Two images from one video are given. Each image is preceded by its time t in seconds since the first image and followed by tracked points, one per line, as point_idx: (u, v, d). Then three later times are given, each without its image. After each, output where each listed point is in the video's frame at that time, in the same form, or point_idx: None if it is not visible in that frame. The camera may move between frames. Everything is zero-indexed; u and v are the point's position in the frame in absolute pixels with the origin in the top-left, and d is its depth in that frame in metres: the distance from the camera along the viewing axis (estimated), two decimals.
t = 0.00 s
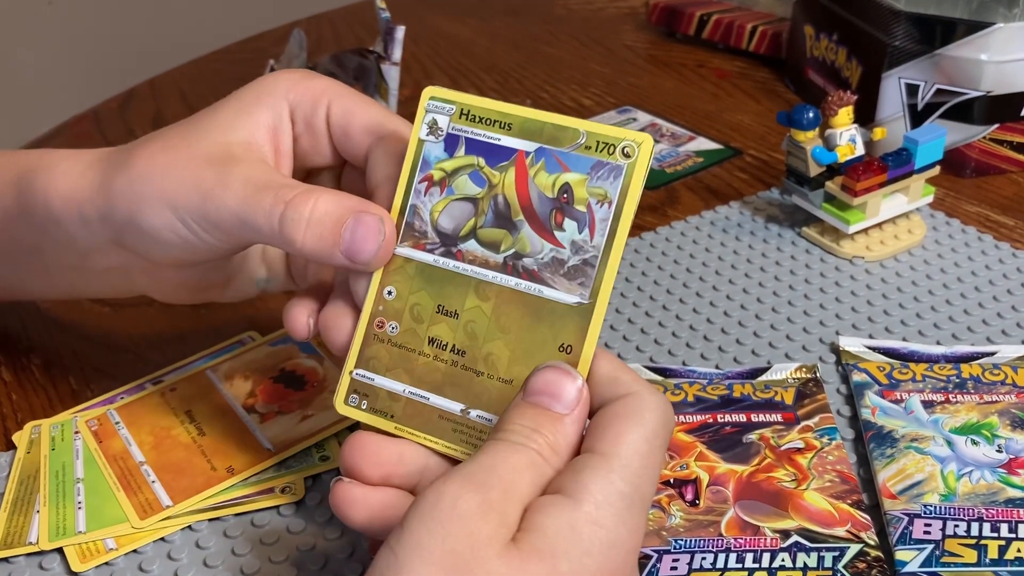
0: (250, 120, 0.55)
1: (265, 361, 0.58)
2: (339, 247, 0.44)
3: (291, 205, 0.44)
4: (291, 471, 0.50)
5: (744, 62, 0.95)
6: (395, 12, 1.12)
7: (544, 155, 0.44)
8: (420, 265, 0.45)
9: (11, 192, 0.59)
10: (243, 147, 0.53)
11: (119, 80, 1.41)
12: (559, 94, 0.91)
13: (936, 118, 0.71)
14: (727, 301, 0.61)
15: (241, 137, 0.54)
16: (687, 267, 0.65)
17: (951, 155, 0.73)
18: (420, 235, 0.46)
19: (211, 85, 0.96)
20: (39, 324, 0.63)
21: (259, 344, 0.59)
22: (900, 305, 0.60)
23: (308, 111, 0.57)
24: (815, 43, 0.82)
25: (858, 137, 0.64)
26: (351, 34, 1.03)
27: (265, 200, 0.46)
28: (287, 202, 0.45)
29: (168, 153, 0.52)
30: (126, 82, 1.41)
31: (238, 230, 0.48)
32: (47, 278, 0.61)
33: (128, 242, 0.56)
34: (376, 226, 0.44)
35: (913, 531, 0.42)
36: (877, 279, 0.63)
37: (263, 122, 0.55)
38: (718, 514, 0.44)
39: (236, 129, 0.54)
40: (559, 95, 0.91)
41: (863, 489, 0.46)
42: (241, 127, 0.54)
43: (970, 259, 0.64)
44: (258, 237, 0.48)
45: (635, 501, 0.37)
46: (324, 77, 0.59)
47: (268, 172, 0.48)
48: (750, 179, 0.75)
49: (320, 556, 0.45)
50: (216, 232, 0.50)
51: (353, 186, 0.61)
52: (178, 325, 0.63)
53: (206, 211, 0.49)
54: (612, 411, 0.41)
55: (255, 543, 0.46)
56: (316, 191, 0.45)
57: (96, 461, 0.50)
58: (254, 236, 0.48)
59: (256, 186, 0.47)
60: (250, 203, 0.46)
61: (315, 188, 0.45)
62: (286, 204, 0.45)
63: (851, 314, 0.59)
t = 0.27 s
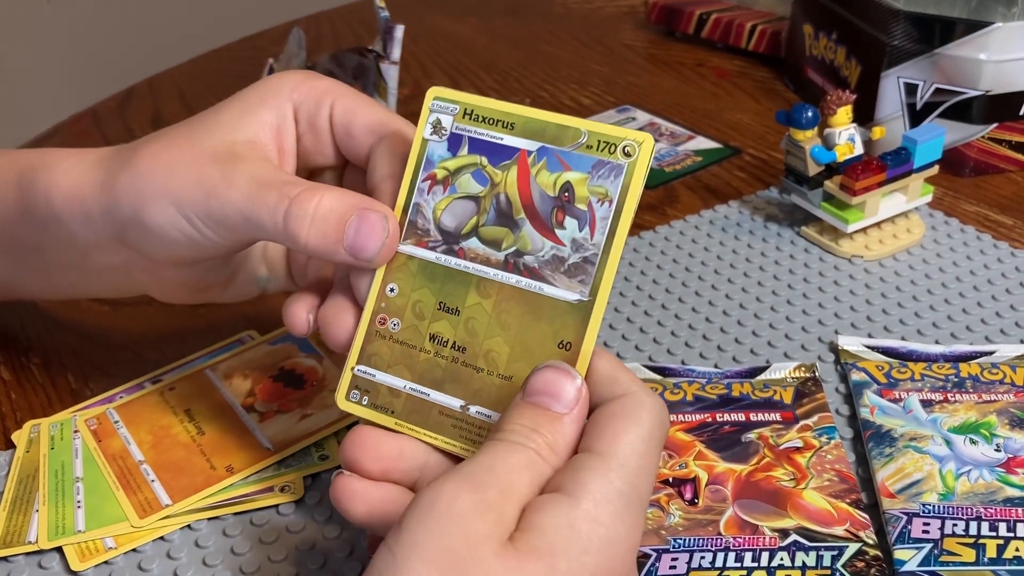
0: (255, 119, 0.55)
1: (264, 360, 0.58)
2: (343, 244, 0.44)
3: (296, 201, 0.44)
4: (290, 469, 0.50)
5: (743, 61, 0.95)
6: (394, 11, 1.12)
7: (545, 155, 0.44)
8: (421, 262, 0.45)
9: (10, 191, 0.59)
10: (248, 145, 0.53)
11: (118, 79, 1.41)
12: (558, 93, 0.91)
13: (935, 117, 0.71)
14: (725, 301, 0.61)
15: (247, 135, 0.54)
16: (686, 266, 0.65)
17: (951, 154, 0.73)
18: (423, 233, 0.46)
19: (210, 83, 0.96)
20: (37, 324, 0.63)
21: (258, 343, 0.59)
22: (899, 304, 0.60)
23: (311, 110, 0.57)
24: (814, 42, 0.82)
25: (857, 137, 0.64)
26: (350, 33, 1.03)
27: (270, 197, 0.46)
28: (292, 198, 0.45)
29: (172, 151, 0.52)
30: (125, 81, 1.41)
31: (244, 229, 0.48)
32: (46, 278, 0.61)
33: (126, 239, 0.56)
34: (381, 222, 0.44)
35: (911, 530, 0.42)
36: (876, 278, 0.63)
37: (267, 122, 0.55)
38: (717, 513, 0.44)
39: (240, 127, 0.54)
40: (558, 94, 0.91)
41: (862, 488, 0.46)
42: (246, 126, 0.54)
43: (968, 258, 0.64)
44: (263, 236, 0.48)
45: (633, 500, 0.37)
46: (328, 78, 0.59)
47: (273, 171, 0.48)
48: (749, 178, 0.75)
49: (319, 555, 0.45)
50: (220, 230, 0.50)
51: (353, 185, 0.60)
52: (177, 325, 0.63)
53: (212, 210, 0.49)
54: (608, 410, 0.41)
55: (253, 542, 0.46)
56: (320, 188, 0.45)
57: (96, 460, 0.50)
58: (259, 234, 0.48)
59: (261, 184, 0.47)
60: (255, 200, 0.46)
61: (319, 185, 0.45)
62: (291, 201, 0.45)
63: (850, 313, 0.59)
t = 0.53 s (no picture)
0: (256, 112, 0.54)
1: (264, 357, 0.58)
2: (343, 238, 0.44)
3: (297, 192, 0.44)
4: (290, 466, 0.50)
5: (743, 58, 0.95)
6: (393, 8, 1.12)
7: (544, 149, 0.43)
8: (420, 255, 0.45)
9: (8, 187, 0.59)
10: (250, 140, 0.52)
11: (116, 76, 1.40)
12: (558, 90, 0.91)
13: (935, 114, 0.71)
14: (726, 298, 0.61)
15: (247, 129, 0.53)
16: (687, 263, 0.65)
17: (951, 151, 0.73)
18: (422, 226, 0.46)
19: (209, 80, 0.96)
20: (36, 320, 0.63)
21: (258, 340, 0.59)
22: (900, 301, 0.60)
23: (313, 105, 0.57)
24: (815, 39, 0.82)
25: (858, 133, 0.64)
26: (350, 30, 1.02)
27: (270, 188, 0.45)
28: (292, 189, 0.44)
29: (173, 143, 0.51)
30: (124, 79, 1.41)
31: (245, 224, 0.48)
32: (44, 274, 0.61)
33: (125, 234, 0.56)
34: (382, 215, 0.44)
35: (913, 527, 0.42)
36: (877, 275, 0.63)
37: (268, 115, 0.55)
38: (718, 510, 0.44)
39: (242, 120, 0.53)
40: (558, 91, 0.91)
41: (864, 485, 0.46)
42: (247, 120, 0.53)
43: (969, 255, 0.64)
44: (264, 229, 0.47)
45: (634, 496, 0.37)
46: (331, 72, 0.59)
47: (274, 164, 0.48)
48: (750, 175, 0.75)
49: (319, 552, 0.44)
50: (221, 223, 0.50)
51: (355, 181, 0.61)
52: (176, 322, 0.63)
53: (212, 202, 0.48)
54: (602, 411, 0.41)
55: (253, 539, 0.46)
56: (322, 180, 0.44)
57: (95, 457, 0.50)
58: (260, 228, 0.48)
59: (261, 176, 0.46)
60: (256, 192, 0.46)
61: (320, 177, 0.45)
62: (292, 192, 0.44)
63: (851, 311, 0.59)
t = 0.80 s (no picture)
0: (254, 107, 0.54)
1: (264, 353, 0.57)
2: (345, 233, 0.44)
3: (298, 187, 0.44)
4: (290, 463, 0.49)
5: (743, 56, 0.95)
6: (393, 5, 1.11)
7: (543, 145, 0.43)
8: (419, 250, 0.45)
9: (6, 184, 0.59)
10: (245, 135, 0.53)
11: (115, 74, 1.40)
12: (558, 87, 0.91)
13: (936, 111, 0.71)
14: (727, 295, 0.61)
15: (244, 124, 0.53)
16: (687, 261, 0.65)
17: (952, 149, 0.72)
18: (421, 221, 0.45)
19: (208, 77, 0.95)
20: (35, 318, 0.62)
21: (257, 337, 0.59)
22: (901, 298, 0.60)
23: (312, 100, 0.56)
24: (815, 37, 0.82)
25: (859, 130, 0.64)
26: (349, 27, 1.02)
27: (270, 183, 0.45)
28: (293, 183, 0.44)
29: (171, 140, 0.51)
30: (123, 77, 1.40)
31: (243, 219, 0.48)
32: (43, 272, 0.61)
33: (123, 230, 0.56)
34: (385, 211, 0.44)
35: (915, 524, 0.42)
36: (878, 273, 0.63)
37: (266, 110, 0.55)
38: (719, 507, 0.44)
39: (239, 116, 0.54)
40: (558, 88, 0.90)
41: (865, 482, 0.46)
42: (245, 115, 0.54)
43: (970, 252, 0.64)
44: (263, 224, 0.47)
45: (635, 494, 0.37)
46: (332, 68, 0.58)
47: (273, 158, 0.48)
48: (750, 172, 0.75)
49: (319, 550, 0.44)
50: (217, 216, 0.49)
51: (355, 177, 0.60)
52: (175, 319, 0.62)
53: (211, 197, 0.48)
54: (598, 409, 0.41)
55: (252, 536, 0.45)
56: (323, 174, 0.44)
57: (93, 454, 0.50)
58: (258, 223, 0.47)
59: (260, 170, 0.46)
60: (255, 186, 0.45)
61: (323, 171, 0.44)
62: (293, 185, 0.44)
63: (852, 308, 0.59)
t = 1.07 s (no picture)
0: (239, 97, 0.54)
1: (263, 351, 0.57)
2: (337, 212, 0.43)
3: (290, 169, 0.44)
4: (289, 461, 0.49)
5: (743, 54, 0.95)
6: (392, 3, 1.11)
7: (523, 126, 0.42)
8: (405, 232, 0.45)
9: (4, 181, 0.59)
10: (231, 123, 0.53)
11: (114, 73, 1.40)
12: (558, 85, 0.91)
13: (936, 109, 0.70)
14: (727, 293, 0.61)
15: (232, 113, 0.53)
16: (687, 259, 0.65)
17: (951, 147, 0.72)
18: (407, 204, 0.45)
19: (208, 75, 0.95)
20: (33, 316, 0.62)
21: (257, 335, 0.59)
22: (900, 296, 0.60)
23: (297, 92, 0.56)
24: (815, 35, 0.82)
25: (859, 128, 0.63)
26: (348, 25, 1.02)
27: (262, 166, 0.45)
28: (286, 164, 0.44)
29: (159, 130, 0.51)
30: (122, 75, 1.40)
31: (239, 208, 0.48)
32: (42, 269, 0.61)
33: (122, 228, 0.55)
34: (377, 193, 0.43)
35: (915, 522, 0.42)
36: (878, 270, 0.63)
37: (251, 100, 0.55)
38: (718, 506, 0.44)
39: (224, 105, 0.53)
40: (558, 86, 0.90)
41: (865, 480, 0.46)
42: (230, 105, 0.54)
43: (969, 250, 0.64)
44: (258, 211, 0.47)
45: (635, 492, 0.37)
46: (318, 60, 0.58)
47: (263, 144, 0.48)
48: (750, 171, 0.75)
49: (318, 549, 0.44)
50: (199, 203, 0.50)
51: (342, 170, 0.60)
52: (174, 317, 0.62)
53: (204, 188, 0.48)
54: (597, 406, 0.41)
55: (251, 535, 0.45)
56: (314, 155, 0.44)
57: (92, 452, 0.50)
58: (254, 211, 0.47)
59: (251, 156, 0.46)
60: (246, 171, 0.46)
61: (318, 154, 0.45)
62: (286, 165, 0.44)
63: (852, 306, 0.59)
